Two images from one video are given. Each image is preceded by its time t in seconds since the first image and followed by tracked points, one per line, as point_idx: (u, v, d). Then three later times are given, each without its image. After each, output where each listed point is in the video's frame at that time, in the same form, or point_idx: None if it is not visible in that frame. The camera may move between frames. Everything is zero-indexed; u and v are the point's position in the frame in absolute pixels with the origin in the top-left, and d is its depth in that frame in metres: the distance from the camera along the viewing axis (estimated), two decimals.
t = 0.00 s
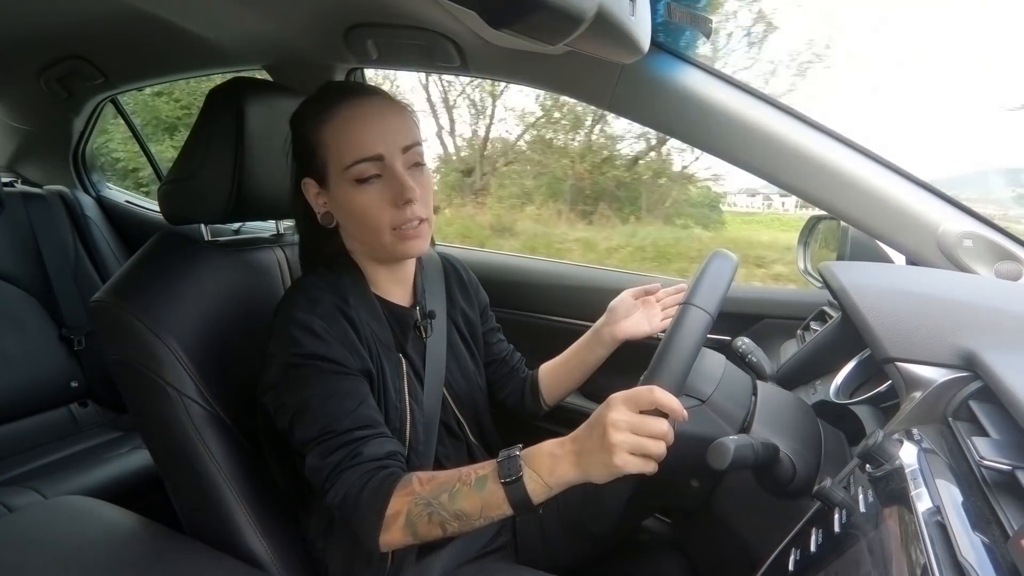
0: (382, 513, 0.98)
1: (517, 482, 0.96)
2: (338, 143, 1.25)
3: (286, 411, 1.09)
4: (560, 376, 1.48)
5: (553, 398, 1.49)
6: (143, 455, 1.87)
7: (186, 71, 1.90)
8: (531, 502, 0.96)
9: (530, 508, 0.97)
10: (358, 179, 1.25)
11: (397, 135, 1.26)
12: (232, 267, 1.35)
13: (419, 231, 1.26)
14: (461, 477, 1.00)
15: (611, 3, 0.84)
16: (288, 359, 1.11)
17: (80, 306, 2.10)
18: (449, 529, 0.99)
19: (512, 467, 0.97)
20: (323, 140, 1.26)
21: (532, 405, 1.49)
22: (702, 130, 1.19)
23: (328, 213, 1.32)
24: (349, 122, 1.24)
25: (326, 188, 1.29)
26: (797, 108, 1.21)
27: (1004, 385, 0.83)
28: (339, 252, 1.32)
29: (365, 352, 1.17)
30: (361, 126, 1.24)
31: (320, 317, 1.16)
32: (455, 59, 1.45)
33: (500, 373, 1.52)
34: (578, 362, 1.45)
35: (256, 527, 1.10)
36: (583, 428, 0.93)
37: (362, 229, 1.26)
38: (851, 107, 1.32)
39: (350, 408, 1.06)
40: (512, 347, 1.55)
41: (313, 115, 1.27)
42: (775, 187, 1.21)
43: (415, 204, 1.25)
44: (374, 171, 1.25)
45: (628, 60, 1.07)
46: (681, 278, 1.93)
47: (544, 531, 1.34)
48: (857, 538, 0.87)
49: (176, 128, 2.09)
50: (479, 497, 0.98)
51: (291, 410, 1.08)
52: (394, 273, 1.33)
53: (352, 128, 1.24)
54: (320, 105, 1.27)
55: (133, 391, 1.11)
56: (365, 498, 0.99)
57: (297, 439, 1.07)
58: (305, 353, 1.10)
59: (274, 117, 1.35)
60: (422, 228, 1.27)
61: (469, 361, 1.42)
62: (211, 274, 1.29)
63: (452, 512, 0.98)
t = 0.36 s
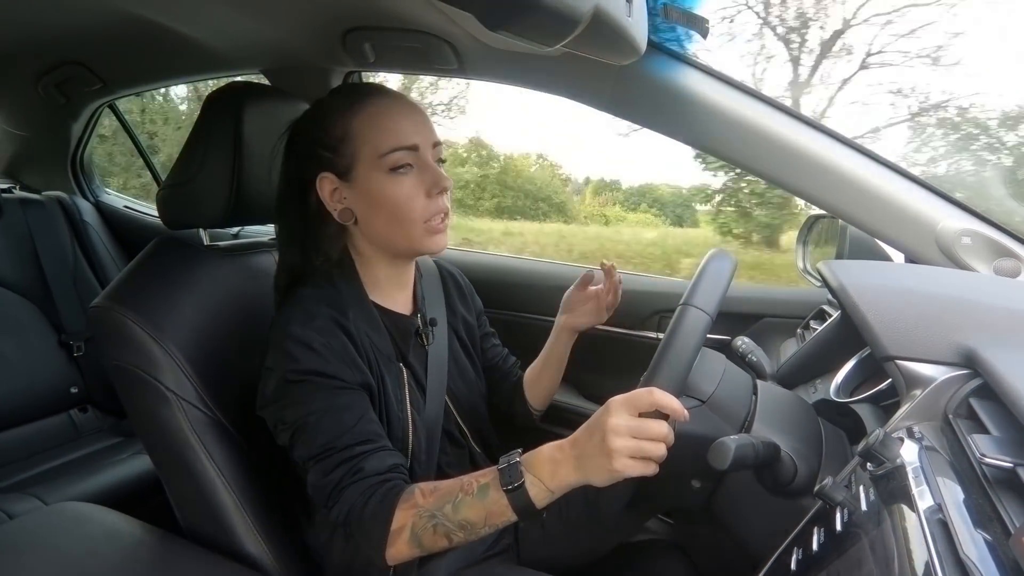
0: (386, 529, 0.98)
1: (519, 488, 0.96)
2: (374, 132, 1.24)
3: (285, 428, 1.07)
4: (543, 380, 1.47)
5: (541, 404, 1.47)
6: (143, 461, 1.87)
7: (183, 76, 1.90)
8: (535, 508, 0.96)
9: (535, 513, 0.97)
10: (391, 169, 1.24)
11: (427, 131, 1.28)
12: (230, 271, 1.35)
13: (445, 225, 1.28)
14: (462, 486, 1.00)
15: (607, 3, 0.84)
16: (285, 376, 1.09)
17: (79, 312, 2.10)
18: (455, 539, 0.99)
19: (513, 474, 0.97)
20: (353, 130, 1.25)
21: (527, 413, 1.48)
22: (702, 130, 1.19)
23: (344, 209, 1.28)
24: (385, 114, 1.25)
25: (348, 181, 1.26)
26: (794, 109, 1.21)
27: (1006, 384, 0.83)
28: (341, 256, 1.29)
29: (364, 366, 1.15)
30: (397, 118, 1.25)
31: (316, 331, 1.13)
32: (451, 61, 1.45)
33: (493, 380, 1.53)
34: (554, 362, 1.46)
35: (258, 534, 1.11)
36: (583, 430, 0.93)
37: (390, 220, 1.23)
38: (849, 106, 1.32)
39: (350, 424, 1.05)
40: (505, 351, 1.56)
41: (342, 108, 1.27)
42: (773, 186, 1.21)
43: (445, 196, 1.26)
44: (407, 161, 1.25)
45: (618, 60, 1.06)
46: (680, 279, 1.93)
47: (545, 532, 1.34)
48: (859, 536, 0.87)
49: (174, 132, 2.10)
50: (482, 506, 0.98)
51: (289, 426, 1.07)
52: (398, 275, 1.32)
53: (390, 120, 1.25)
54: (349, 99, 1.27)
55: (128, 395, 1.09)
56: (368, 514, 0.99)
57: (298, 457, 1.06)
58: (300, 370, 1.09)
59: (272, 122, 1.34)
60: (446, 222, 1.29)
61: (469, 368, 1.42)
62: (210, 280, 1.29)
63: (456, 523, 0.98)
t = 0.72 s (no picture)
0: (388, 531, 0.98)
1: (521, 488, 0.96)
2: (371, 133, 1.26)
3: (286, 432, 1.07)
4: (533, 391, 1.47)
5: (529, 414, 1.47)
6: (141, 464, 1.86)
7: (182, 79, 1.90)
8: (536, 507, 0.96)
9: (535, 513, 0.97)
10: (385, 169, 1.26)
11: (419, 132, 1.31)
12: (229, 274, 1.35)
13: (436, 225, 1.30)
14: (464, 487, 1.00)
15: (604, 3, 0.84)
16: (283, 380, 1.09)
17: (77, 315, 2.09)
18: (457, 540, 1.00)
19: (513, 475, 0.97)
20: (350, 132, 1.26)
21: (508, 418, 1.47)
22: (702, 131, 1.19)
23: (339, 210, 1.29)
24: (379, 115, 1.27)
25: (343, 183, 1.27)
26: (792, 110, 1.22)
27: (1005, 384, 0.83)
28: (336, 259, 1.29)
29: (364, 368, 1.15)
30: (391, 120, 1.27)
31: (315, 334, 1.14)
32: (450, 63, 1.45)
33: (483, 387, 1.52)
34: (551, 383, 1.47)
35: (258, 536, 1.10)
36: (584, 428, 0.94)
37: (386, 220, 1.25)
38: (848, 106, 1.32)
39: (350, 426, 1.05)
40: (494, 360, 1.56)
41: (337, 108, 1.27)
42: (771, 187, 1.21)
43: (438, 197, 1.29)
44: (402, 162, 1.27)
45: (616, 62, 1.06)
46: (679, 280, 1.93)
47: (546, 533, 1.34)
48: (859, 538, 0.87)
49: (173, 134, 2.10)
50: (484, 506, 0.98)
51: (291, 430, 1.07)
52: (395, 278, 1.32)
53: (386, 121, 1.27)
54: (343, 100, 1.28)
55: (131, 395, 1.11)
56: (371, 518, 0.99)
57: (299, 462, 1.06)
58: (300, 373, 1.09)
59: (271, 126, 1.35)
60: (437, 222, 1.31)
61: (467, 370, 1.42)
62: (209, 282, 1.29)
63: (457, 524, 0.98)
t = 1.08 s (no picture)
0: (388, 529, 0.98)
1: (519, 490, 0.96)
2: (343, 134, 1.28)
3: (279, 438, 1.06)
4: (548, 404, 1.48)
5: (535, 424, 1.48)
6: (141, 468, 1.86)
7: (178, 82, 1.90)
8: (535, 508, 0.96)
9: (535, 514, 0.97)
10: (360, 169, 1.27)
11: (391, 131, 1.33)
12: (227, 277, 1.35)
13: (415, 221, 1.31)
14: (464, 488, 1.00)
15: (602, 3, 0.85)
16: (278, 385, 1.09)
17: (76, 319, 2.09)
18: (456, 540, 1.00)
19: (513, 477, 0.96)
20: (322, 135, 1.28)
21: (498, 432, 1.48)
22: (698, 130, 1.19)
23: (317, 213, 1.30)
24: (349, 116, 1.29)
25: (319, 185, 1.29)
26: (787, 107, 1.22)
27: (1002, 380, 0.83)
28: (325, 263, 1.28)
29: (356, 370, 1.15)
30: (361, 120, 1.29)
31: (306, 340, 1.14)
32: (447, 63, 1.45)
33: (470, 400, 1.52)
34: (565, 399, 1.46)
35: (258, 539, 1.10)
36: (583, 432, 0.94)
37: (364, 218, 1.26)
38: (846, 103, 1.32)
39: (344, 428, 1.05)
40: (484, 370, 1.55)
41: (309, 112, 1.29)
42: (770, 185, 1.21)
43: (413, 193, 1.31)
44: (376, 161, 1.29)
45: (614, 61, 1.07)
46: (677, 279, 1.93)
47: (547, 532, 1.34)
48: (859, 535, 0.87)
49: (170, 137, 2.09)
50: (483, 508, 0.98)
51: (283, 436, 1.05)
52: (382, 278, 1.33)
53: (356, 121, 1.29)
54: (314, 104, 1.30)
55: (126, 401, 1.10)
56: (371, 516, 0.99)
57: (295, 466, 1.05)
58: (292, 377, 1.09)
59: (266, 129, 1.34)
60: (416, 219, 1.32)
61: (464, 374, 1.43)
62: (206, 285, 1.29)
63: (457, 525, 0.98)
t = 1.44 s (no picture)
0: (387, 526, 0.98)
1: (518, 489, 0.96)
2: (353, 133, 1.28)
3: (283, 433, 1.06)
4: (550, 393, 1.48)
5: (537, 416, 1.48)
6: (141, 466, 1.86)
7: (177, 81, 1.89)
8: (533, 508, 0.96)
9: (534, 514, 0.97)
10: (368, 169, 1.28)
11: (403, 133, 1.33)
12: (227, 275, 1.35)
13: (420, 224, 1.31)
14: (462, 486, 1.00)
15: (600, 3, 0.84)
16: (278, 380, 1.09)
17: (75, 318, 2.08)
18: (454, 538, 1.00)
19: (512, 476, 0.97)
20: (331, 132, 1.29)
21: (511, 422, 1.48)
22: (699, 127, 1.19)
23: (322, 207, 1.31)
24: (362, 116, 1.29)
25: (326, 181, 1.30)
26: (785, 105, 1.22)
27: (1002, 379, 0.83)
28: (327, 260, 1.31)
29: (357, 366, 1.15)
30: (373, 120, 1.30)
31: (309, 334, 1.14)
32: (446, 63, 1.44)
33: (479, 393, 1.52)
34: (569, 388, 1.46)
35: (259, 536, 1.10)
36: (579, 433, 0.93)
37: (368, 217, 1.27)
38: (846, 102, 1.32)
39: (345, 425, 1.05)
40: (490, 364, 1.56)
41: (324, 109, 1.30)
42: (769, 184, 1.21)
43: (419, 197, 1.31)
44: (385, 161, 1.29)
45: (617, 60, 1.07)
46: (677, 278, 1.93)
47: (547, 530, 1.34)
48: (859, 533, 0.87)
49: (169, 136, 2.09)
50: (481, 507, 0.98)
51: (287, 431, 1.06)
52: (382, 275, 1.33)
53: (367, 122, 1.29)
54: (331, 101, 1.31)
55: (128, 397, 1.11)
56: (370, 513, 0.99)
57: (296, 462, 1.05)
58: (293, 372, 1.09)
59: (265, 129, 1.34)
60: (421, 221, 1.32)
61: (463, 368, 1.42)
62: (206, 282, 1.29)
63: (456, 522, 0.98)
